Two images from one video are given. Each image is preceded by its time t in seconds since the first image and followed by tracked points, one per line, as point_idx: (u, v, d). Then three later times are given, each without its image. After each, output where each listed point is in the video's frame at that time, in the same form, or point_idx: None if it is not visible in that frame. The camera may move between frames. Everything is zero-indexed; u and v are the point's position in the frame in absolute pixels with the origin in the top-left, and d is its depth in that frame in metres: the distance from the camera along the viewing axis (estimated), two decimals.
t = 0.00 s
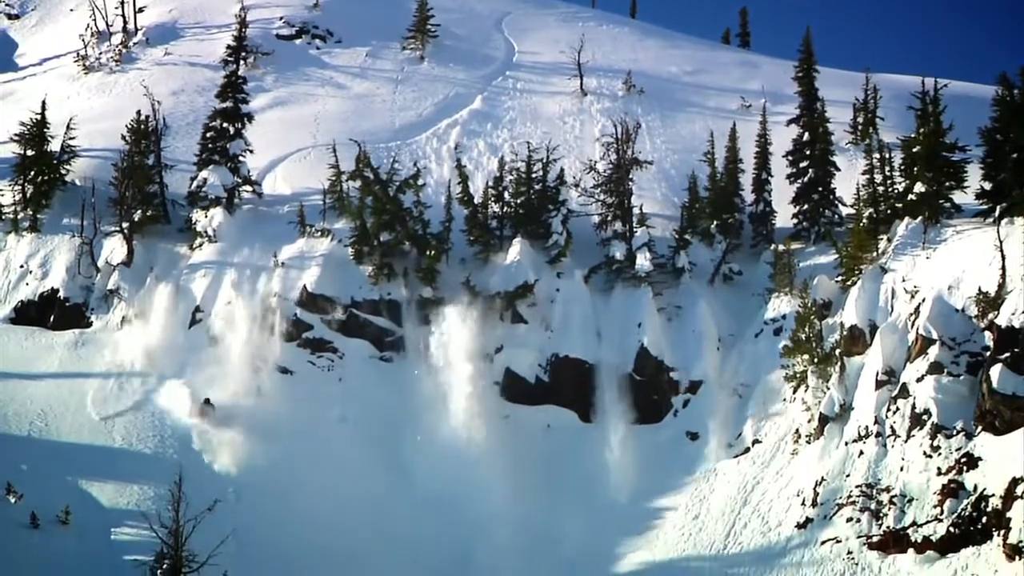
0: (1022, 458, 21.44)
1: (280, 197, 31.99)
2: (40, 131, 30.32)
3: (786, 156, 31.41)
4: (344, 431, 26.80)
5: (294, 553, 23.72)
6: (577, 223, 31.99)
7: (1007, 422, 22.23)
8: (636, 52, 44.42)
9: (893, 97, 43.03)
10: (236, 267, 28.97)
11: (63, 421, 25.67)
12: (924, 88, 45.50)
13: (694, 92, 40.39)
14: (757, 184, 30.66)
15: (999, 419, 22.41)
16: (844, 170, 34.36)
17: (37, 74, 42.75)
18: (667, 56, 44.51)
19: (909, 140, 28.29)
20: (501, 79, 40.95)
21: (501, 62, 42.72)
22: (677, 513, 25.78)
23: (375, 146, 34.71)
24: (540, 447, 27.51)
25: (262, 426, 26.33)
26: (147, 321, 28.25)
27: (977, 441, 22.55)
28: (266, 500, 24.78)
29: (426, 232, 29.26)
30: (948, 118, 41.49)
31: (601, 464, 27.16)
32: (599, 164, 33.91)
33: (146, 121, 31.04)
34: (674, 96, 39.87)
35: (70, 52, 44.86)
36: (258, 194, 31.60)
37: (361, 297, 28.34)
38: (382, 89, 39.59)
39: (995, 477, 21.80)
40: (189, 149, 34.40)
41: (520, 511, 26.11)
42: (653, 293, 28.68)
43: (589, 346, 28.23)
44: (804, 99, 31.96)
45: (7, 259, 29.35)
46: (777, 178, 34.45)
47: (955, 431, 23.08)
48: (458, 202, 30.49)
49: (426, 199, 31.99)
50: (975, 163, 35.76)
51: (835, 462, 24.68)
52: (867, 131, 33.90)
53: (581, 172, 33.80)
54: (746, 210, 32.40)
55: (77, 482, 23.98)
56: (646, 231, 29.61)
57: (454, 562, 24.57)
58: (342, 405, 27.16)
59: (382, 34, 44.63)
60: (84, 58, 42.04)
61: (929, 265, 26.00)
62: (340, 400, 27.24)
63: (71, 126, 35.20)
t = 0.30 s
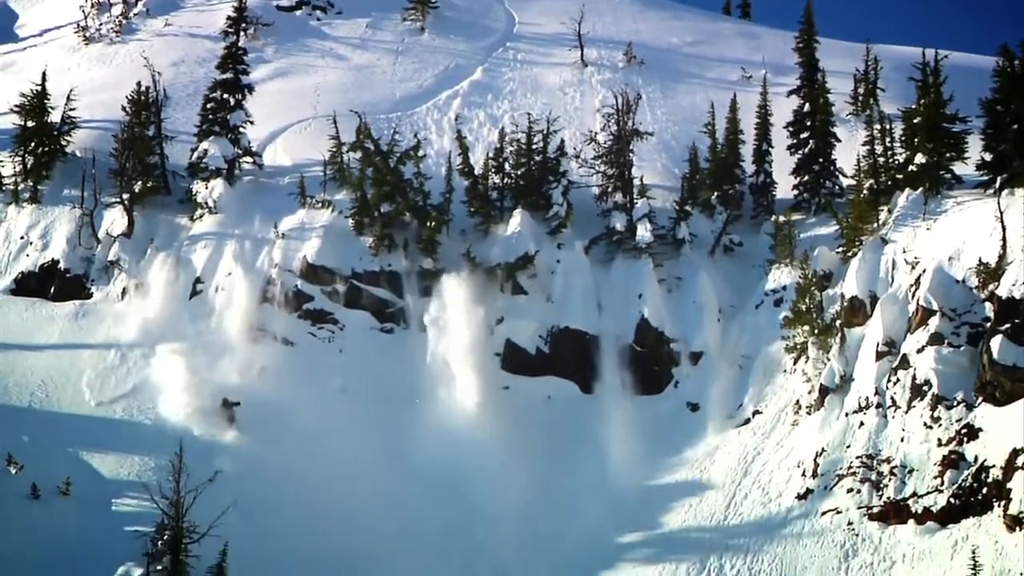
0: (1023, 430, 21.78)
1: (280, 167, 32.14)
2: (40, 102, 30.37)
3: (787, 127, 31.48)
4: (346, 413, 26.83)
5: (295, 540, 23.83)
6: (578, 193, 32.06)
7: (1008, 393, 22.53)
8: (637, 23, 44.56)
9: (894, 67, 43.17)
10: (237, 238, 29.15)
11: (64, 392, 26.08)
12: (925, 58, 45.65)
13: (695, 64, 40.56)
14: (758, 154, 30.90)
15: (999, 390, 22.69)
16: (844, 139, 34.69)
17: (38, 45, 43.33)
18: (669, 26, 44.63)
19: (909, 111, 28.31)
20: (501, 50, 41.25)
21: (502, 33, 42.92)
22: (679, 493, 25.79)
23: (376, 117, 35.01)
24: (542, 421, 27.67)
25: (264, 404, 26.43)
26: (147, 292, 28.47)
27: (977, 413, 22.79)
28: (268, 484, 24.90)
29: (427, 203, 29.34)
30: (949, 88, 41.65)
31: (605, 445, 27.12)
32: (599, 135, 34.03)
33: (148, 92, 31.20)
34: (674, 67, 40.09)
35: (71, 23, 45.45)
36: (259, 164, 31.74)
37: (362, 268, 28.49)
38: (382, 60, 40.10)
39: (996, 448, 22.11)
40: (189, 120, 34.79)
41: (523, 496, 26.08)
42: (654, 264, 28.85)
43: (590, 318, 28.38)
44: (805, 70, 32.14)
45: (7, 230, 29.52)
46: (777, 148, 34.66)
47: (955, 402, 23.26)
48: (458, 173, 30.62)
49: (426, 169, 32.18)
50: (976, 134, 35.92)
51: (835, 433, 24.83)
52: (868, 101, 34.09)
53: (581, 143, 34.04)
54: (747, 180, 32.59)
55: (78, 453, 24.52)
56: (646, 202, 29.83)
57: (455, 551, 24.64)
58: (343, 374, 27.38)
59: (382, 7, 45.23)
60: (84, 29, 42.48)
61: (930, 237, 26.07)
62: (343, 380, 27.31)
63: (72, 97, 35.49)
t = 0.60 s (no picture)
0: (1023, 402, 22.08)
1: (280, 139, 32.59)
2: (40, 75, 30.96)
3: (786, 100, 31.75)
4: (349, 397, 27.06)
5: (299, 526, 23.96)
6: (579, 166, 32.53)
7: (1008, 365, 22.81)
8: None
9: (894, 40, 43.60)
10: (237, 212, 29.61)
11: (64, 364, 26.60)
12: (925, 31, 46.05)
13: (695, 37, 40.88)
14: (758, 127, 31.12)
15: (999, 362, 22.99)
16: (844, 112, 35.53)
17: (38, 18, 44.21)
18: None
19: (909, 84, 28.45)
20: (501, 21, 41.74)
21: (503, 6, 43.35)
22: (678, 477, 26.10)
23: (376, 91, 35.59)
24: (543, 403, 28.05)
25: (268, 385, 26.63)
26: (145, 265, 29.13)
27: (977, 385, 23.16)
28: (272, 469, 25.05)
29: (426, 176, 29.81)
30: (948, 61, 42.12)
31: (603, 429, 27.40)
32: (600, 109, 34.66)
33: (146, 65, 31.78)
34: (673, 40, 40.59)
35: None
36: (259, 137, 32.17)
37: (362, 241, 29.02)
38: (381, 33, 40.54)
39: (996, 421, 22.44)
40: (188, 93, 35.51)
41: (524, 482, 26.34)
42: (654, 238, 29.32)
43: (590, 291, 28.94)
44: (806, 43, 32.15)
45: (8, 203, 30.26)
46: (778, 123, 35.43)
47: (955, 374, 23.64)
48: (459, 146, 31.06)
49: (426, 142, 32.53)
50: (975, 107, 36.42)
51: (835, 406, 25.28)
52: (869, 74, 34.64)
53: (580, 116, 34.61)
54: (748, 153, 33.08)
55: (79, 426, 25.07)
56: (645, 176, 30.16)
57: (457, 537, 24.84)
58: (343, 348, 27.80)
59: None
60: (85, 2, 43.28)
61: (931, 210, 26.15)
62: (345, 363, 27.58)
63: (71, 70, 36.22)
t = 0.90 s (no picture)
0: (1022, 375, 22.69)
1: (280, 113, 33.50)
2: (40, 48, 31.56)
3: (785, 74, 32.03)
4: (356, 384, 27.32)
5: (300, 507, 23.95)
6: (579, 140, 33.31)
7: (1008, 339, 23.37)
8: None
9: (895, 13, 44.17)
10: (237, 186, 30.17)
11: (63, 339, 27.11)
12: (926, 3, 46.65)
13: (696, 10, 42.03)
14: (757, 101, 31.49)
15: (999, 336, 23.54)
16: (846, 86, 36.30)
17: None
18: None
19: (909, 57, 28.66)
20: None
21: None
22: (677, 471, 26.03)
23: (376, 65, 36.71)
24: (545, 383, 28.33)
25: (271, 366, 26.97)
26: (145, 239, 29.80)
27: (977, 358, 23.71)
28: (276, 451, 25.19)
29: (426, 150, 30.16)
30: (949, 34, 42.75)
31: (603, 412, 27.58)
32: (599, 83, 35.48)
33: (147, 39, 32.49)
34: (673, 15, 41.59)
35: None
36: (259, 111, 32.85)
37: (362, 216, 29.48)
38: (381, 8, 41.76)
39: (996, 395, 23.07)
40: (188, 66, 36.94)
41: (526, 467, 26.26)
42: (654, 211, 29.78)
43: (591, 265, 29.51)
44: (805, 17, 32.12)
45: (9, 176, 31.02)
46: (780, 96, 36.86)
47: (955, 348, 24.18)
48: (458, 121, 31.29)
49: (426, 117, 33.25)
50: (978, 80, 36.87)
51: (836, 380, 25.77)
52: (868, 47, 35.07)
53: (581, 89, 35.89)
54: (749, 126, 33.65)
55: (78, 400, 25.61)
56: (644, 150, 30.65)
57: (455, 521, 24.64)
58: (342, 323, 28.25)
59: None
60: None
61: (931, 184, 26.56)
62: (351, 349, 27.91)
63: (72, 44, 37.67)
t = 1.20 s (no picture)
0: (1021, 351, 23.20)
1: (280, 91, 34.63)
2: (39, 26, 32.33)
3: (785, 50, 32.45)
4: (359, 370, 27.56)
5: (302, 488, 23.92)
6: (579, 116, 34.38)
7: (1008, 316, 23.89)
8: None
9: None
10: (237, 163, 30.75)
11: (64, 317, 27.40)
12: None
13: None
14: (757, 78, 32.36)
15: (999, 313, 24.06)
16: (846, 62, 39.08)
17: None
18: None
19: (910, 34, 28.99)
20: None
21: None
22: (674, 462, 26.15)
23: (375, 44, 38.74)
24: (544, 366, 28.86)
25: (274, 347, 27.24)
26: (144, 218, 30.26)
27: (977, 336, 24.20)
28: (279, 433, 25.28)
29: (426, 126, 31.13)
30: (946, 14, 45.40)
31: (602, 398, 27.96)
32: (598, 60, 37.83)
33: (147, 16, 33.28)
34: None
35: None
36: (258, 89, 33.73)
37: (362, 192, 30.09)
38: None
39: (995, 372, 23.54)
40: (189, 45, 39.71)
41: (526, 453, 26.40)
42: (654, 188, 30.63)
43: (591, 243, 30.30)
44: None
45: (9, 153, 31.77)
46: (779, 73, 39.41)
47: (955, 326, 24.73)
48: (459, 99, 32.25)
49: (427, 94, 34.72)
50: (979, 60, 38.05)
51: (836, 357, 26.31)
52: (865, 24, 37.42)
53: (580, 65, 37.98)
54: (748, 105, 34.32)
55: (79, 377, 25.93)
56: (644, 126, 31.61)
57: (457, 500, 24.65)
58: (342, 300, 28.73)
59: None
60: None
61: (931, 160, 26.98)
62: (354, 336, 28.26)
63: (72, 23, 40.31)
